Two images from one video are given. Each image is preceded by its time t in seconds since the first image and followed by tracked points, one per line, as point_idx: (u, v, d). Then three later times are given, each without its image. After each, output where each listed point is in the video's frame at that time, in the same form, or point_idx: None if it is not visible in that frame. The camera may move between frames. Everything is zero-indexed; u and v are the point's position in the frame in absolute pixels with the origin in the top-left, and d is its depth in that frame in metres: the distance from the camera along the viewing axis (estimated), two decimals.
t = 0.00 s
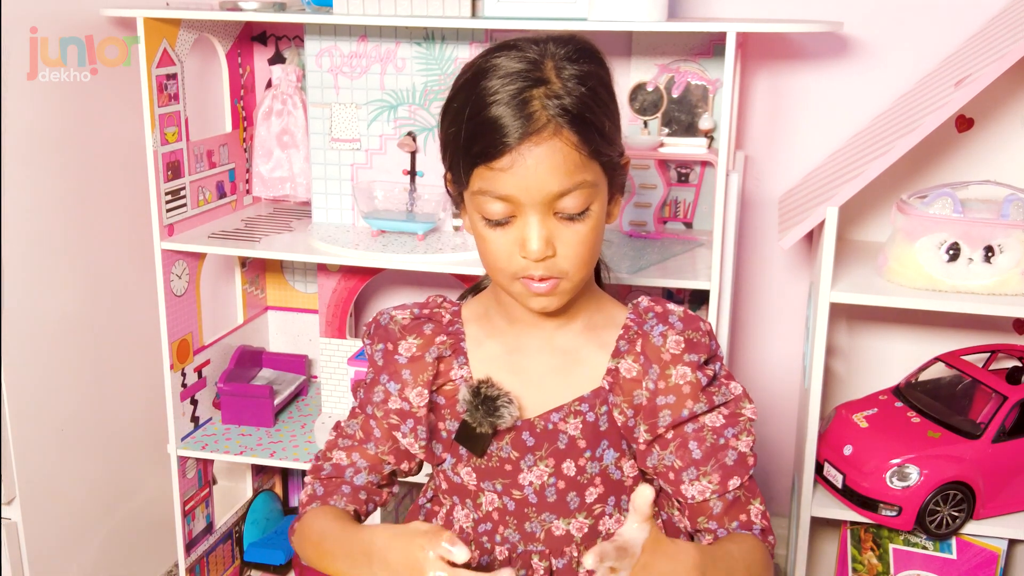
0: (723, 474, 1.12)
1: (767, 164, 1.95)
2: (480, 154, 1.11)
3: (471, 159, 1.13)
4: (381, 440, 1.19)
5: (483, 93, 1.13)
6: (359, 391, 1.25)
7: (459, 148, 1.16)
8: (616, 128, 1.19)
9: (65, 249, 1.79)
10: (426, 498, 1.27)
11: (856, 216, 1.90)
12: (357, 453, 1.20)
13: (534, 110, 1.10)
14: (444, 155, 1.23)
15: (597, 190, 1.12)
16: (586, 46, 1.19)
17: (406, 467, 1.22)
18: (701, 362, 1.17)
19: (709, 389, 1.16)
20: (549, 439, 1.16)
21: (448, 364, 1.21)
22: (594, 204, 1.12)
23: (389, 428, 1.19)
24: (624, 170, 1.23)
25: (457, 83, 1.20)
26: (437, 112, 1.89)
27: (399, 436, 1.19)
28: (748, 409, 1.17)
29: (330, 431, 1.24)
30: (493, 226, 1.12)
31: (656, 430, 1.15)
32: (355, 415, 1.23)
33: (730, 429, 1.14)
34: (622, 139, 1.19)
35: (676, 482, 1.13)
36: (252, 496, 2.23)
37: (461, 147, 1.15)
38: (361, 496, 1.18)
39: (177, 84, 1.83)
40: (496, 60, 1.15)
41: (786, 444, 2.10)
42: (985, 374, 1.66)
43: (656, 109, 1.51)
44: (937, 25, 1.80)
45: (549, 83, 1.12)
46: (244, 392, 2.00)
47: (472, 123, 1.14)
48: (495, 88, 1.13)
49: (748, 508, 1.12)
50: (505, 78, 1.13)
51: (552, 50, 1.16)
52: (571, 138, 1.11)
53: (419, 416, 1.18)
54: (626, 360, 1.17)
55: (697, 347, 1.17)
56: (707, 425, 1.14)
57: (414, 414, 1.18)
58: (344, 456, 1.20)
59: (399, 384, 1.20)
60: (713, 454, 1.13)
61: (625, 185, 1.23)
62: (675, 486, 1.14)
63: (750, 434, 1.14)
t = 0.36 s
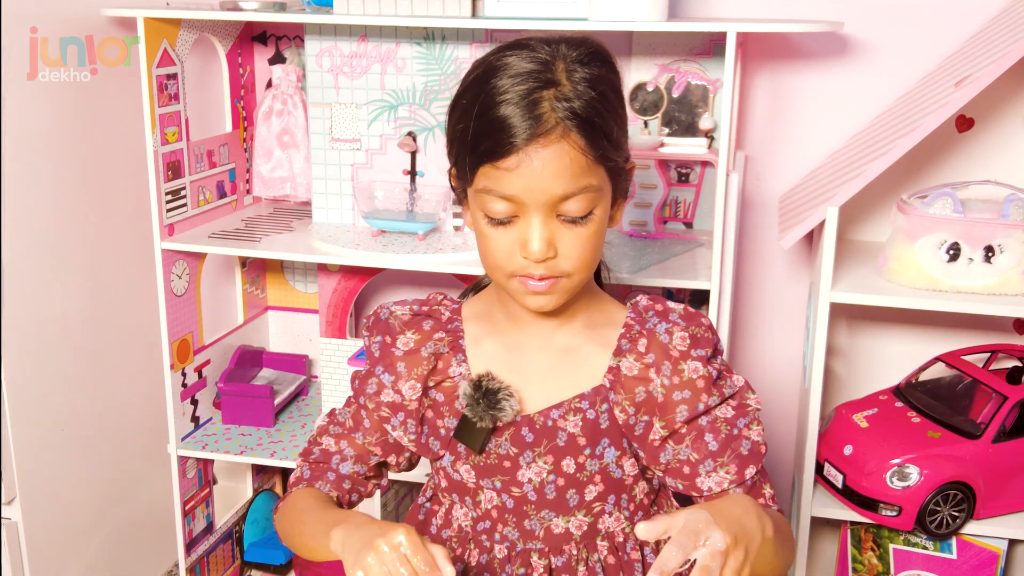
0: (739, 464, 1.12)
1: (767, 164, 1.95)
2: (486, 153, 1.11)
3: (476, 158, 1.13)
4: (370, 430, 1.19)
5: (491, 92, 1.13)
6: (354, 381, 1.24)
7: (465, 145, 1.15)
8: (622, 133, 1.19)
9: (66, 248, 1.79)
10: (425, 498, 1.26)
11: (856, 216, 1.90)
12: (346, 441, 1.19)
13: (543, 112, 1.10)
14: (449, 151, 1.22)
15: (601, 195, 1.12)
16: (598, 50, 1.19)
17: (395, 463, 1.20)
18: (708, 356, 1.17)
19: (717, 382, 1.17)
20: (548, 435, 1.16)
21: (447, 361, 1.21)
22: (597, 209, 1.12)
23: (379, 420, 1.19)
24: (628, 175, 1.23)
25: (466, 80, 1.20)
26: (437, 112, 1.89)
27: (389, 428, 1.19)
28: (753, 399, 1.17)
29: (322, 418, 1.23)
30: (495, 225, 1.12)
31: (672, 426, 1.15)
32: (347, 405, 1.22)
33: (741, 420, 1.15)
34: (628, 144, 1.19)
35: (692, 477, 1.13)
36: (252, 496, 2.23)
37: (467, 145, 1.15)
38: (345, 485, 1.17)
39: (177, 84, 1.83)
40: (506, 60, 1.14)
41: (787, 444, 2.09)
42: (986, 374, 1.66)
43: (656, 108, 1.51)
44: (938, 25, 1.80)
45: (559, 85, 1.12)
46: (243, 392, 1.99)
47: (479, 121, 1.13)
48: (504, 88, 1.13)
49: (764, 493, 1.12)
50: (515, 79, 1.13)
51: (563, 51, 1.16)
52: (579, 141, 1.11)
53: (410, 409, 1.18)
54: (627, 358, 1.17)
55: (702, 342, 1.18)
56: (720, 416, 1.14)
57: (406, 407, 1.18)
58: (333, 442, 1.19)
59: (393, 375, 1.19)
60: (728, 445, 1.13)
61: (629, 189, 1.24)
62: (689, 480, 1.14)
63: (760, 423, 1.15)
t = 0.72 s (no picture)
0: (724, 464, 1.09)
1: (768, 164, 1.95)
2: (492, 154, 1.11)
3: (481, 158, 1.12)
4: (378, 427, 1.18)
5: (498, 92, 1.13)
6: (356, 376, 1.24)
7: (470, 145, 1.15)
8: (628, 136, 1.19)
9: (66, 248, 1.80)
10: (425, 497, 1.27)
11: (856, 216, 1.90)
12: (354, 441, 1.18)
13: (550, 114, 1.10)
14: (453, 150, 1.22)
15: (606, 198, 1.12)
16: (607, 51, 1.19)
17: (397, 457, 1.20)
18: (698, 354, 1.15)
19: (706, 380, 1.14)
20: (548, 435, 1.16)
21: (450, 357, 1.21)
22: (601, 212, 1.12)
23: (388, 416, 1.18)
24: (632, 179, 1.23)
25: (472, 78, 1.19)
26: (437, 112, 1.89)
27: (397, 425, 1.18)
28: (749, 396, 1.14)
29: (324, 412, 1.22)
30: (499, 225, 1.12)
31: (656, 424, 1.14)
32: (350, 400, 1.21)
33: (730, 418, 1.11)
34: (633, 147, 1.19)
35: (681, 475, 1.12)
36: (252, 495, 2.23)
37: (472, 144, 1.14)
38: (352, 488, 1.17)
39: (177, 83, 1.83)
40: (514, 60, 1.14)
41: (787, 444, 2.09)
42: (987, 374, 1.66)
43: (657, 108, 1.51)
44: (938, 25, 1.80)
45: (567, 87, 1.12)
46: (244, 392, 1.99)
47: (484, 122, 1.13)
48: (511, 88, 1.12)
49: (752, 497, 1.08)
50: (522, 79, 1.12)
51: (571, 53, 1.16)
52: (585, 143, 1.11)
53: (419, 406, 1.18)
54: (625, 356, 1.17)
55: (695, 340, 1.16)
56: (707, 415, 1.12)
57: (414, 404, 1.17)
58: (340, 442, 1.18)
59: (400, 373, 1.19)
60: (714, 445, 1.10)
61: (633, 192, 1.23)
62: (680, 478, 1.12)
63: (751, 422, 1.11)
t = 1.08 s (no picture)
0: (732, 462, 1.10)
1: (769, 164, 1.95)
2: (499, 126, 1.12)
3: (488, 132, 1.13)
4: (373, 428, 1.18)
5: (507, 71, 1.15)
6: (353, 374, 1.24)
7: (476, 126, 1.16)
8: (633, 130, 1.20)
9: (67, 249, 1.80)
10: (424, 498, 1.27)
11: (856, 216, 1.90)
12: (348, 441, 1.18)
13: (558, 88, 1.12)
14: (458, 144, 1.23)
15: (611, 179, 1.13)
16: (614, 48, 1.22)
17: (390, 456, 1.21)
18: (700, 357, 1.15)
19: (709, 381, 1.14)
20: (546, 441, 1.17)
21: (447, 361, 1.21)
22: (606, 194, 1.12)
23: (383, 418, 1.18)
24: (632, 182, 1.23)
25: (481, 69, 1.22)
26: (438, 112, 1.89)
27: (391, 426, 1.18)
28: (753, 391, 1.15)
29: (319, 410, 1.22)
30: (502, 202, 1.12)
31: (661, 429, 1.14)
32: (347, 399, 1.21)
33: (735, 415, 1.12)
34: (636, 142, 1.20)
35: (690, 473, 1.12)
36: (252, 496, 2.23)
37: (478, 124, 1.16)
38: (345, 488, 1.17)
39: (178, 83, 1.83)
40: (524, 45, 1.17)
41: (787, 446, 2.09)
42: (987, 374, 1.66)
43: (657, 108, 1.51)
44: (939, 25, 1.80)
45: (577, 67, 1.14)
46: (244, 391, 1.99)
47: (492, 98, 1.15)
48: (520, 67, 1.14)
49: (765, 491, 1.09)
50: (531, 59, 1.15)
51: (581, 43, 1.19)
52: (592, 119, 1.12)
53: (413, 411, 1.17)
54: (624, 362, 1.17)
55: (696, 343, 1.16)
56: (711, 414, 1.12)
57: (410, 408, 1.17)
58: (334, 441, 1.18)
59: (397, 376, 1.19)
60: (720, 444, 1.11)
61: (633, 197, 1.24)
62: (688, 477, 1.13)
63: (756, 417, 1.12)
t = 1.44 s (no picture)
0: (734, 457, 1.10)
1: (769, 164, 1.95)
2: (504, 105, 1.13)
3: (493, 114, 1.14)
4: (374, 438, 1.18)
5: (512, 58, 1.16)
6: (353, 386, 1.24)
7: (480, 112, 1.17)
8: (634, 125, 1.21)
9: (67, 249, 1.80)
10: (423, 498, 1.27)
11: (857, 216, 1.90)
12: (350, 451, 1.17)
13: (564, 70, 1.14)
14: (460, 141, 1.24)
15: (613, 163, 1.13)
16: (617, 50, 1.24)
17: (396, 465, 1.20)
18: (700, 353, 1.16)
19: (709, 377, 1.14)
20: (547, 439, 1.17)
21: (446, 363, 1.21)
22: (608, 179, 1.12)
23: (384, 427, 1.18)
24: (632, 179, 1.23)
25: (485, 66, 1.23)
26: (438, 112, 1.89)
27: (393, 435, 1.18)
28: (753, 387, 1.14)
29: (321, 426, 1.21)
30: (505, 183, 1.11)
31: (663, 426, 1.14)
32: (348, 412, 1.21)
33: (736, 410, 1.11)
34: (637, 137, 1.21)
35: (693, 468, 1.12)
36: (253, 496, 2.23)
37: (482, 110, 1.16)
38: (352, 497, 1.16)
39: (178, 84, 1.83)
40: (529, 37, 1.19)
41: (788, 446, 2.09)
42: (988, 374, 1.66)
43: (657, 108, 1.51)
44: (940, 24, 1.80)
45: (582, 53, 1.15)
46: (244, 392, 1.99)
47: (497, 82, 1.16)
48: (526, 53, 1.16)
49: (770, 486, 1.09)
50: (537, 47, 1.16)
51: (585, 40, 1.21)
52: (596, 102, 1.13)
53: (414, 416, 1.17)
54: (624, 360, 1.17)
55: (696, 340, 1.17)
56: (712, 410, 1.12)
57: (411, 413, 1.17)
58: (336, 453, 1.17)
59: (396, 383, 1.19)
60: (722, 438, 1.10)
61: (633, 196, 1.23)
62: (691, 472, 1.13)
63: (758, 412, 1.11)
